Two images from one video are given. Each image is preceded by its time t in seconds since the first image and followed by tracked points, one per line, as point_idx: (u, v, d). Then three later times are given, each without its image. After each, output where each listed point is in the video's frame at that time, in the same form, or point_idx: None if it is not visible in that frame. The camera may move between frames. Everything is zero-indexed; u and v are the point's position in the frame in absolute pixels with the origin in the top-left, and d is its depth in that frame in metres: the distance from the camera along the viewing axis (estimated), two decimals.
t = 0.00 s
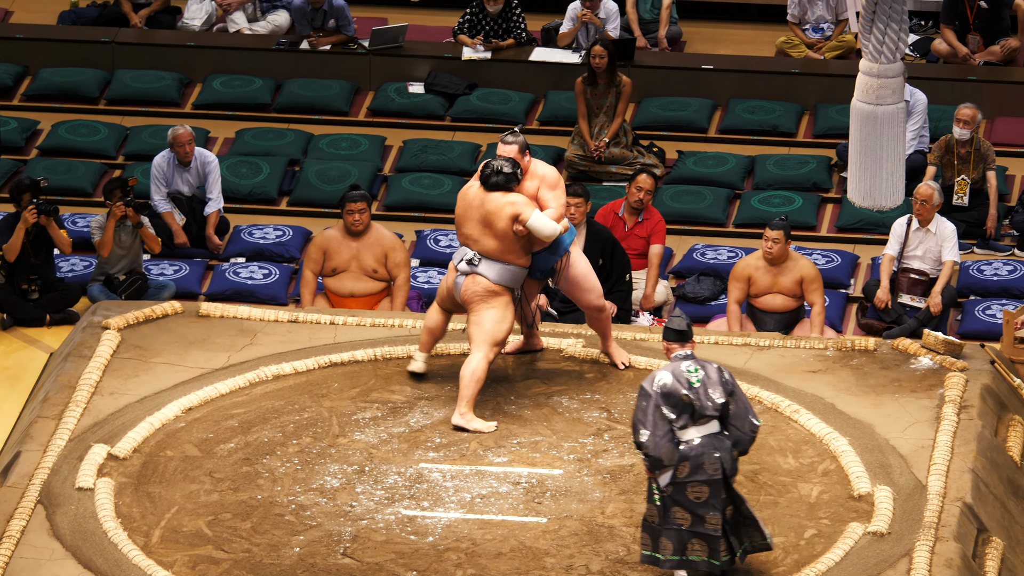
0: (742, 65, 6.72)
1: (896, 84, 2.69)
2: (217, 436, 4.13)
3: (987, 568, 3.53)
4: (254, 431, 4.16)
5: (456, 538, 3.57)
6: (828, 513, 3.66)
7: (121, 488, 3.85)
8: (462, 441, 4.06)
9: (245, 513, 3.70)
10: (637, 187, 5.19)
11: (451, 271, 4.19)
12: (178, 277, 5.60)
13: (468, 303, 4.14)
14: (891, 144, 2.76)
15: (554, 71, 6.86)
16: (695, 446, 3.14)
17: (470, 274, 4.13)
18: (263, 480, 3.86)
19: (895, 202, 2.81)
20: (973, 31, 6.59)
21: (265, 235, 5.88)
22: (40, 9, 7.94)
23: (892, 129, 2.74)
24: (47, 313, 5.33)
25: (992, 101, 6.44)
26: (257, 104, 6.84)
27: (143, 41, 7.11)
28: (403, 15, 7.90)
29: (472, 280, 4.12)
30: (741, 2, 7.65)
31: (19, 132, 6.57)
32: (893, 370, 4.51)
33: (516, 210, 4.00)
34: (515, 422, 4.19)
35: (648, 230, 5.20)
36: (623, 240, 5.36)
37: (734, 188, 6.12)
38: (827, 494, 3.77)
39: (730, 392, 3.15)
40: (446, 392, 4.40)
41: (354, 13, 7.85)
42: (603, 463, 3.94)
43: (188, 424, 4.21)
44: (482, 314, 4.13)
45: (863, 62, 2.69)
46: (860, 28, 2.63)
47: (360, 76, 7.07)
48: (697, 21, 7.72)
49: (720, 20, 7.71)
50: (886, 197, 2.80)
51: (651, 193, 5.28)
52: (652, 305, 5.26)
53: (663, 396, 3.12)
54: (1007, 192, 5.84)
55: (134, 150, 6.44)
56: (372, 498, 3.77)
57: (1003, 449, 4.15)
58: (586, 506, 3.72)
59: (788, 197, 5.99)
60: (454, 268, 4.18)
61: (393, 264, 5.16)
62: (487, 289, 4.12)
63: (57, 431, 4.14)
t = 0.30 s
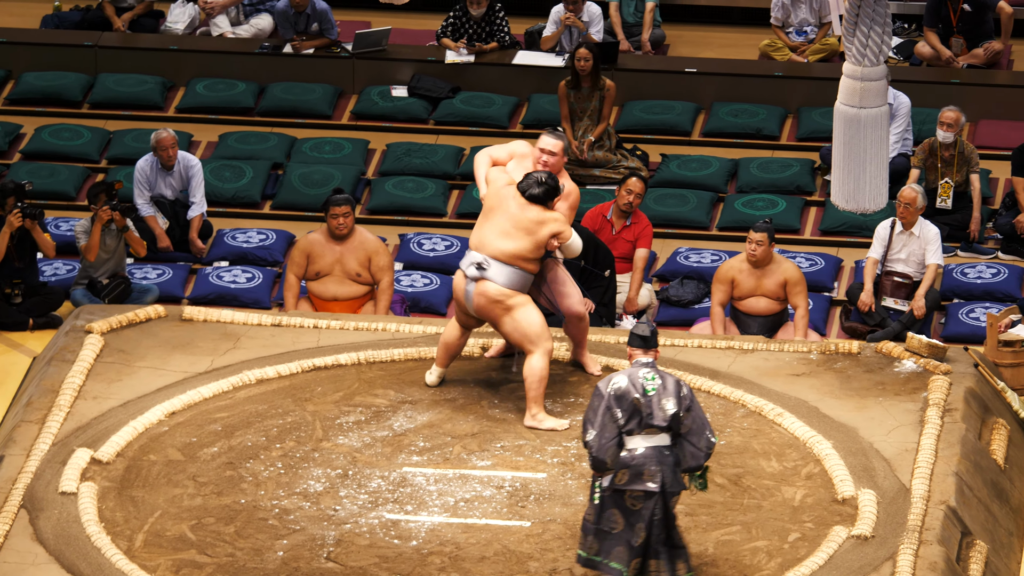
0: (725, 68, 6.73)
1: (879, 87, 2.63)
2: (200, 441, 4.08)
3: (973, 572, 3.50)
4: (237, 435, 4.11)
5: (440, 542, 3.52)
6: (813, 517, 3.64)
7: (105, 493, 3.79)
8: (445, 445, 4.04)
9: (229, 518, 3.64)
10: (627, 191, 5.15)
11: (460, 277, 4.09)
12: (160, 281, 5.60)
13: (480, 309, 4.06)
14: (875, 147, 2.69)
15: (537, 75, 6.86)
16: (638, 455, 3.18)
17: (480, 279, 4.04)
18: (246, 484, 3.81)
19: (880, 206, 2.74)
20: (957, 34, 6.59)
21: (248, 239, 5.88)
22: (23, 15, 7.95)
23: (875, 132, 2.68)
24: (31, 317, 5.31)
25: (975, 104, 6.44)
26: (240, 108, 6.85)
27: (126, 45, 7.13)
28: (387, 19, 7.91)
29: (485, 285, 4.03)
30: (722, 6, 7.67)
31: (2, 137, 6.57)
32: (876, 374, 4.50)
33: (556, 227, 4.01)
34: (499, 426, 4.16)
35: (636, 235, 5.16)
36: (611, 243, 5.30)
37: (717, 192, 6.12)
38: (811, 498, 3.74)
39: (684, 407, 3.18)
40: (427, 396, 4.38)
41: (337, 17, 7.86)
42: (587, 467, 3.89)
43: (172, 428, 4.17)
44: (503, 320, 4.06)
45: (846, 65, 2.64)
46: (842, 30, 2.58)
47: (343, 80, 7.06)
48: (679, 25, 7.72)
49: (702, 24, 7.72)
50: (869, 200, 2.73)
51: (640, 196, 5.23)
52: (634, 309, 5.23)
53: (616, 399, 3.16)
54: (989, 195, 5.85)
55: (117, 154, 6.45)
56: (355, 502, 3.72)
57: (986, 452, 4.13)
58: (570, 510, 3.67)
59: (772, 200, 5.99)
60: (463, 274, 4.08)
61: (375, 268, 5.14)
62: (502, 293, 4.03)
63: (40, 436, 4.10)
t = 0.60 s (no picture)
0: (713, 70, 6.75)
1: (866, 88, 2.64)
2: (188, 442, 4.07)
3: (960, 574, 3.52)
4: (225, 437, 4.11)
5: (428, 544, 3.52)
6: (800, 519, 3.65)
7: (92, 494, 3.78)
8: (433, 447, 4.04)
9: (216, 519, 3.63)
10: (621, 195, 5.16)
11: (476, 281, 4.14)
12: (148, 283, 5.59)
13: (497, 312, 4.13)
14: (862, 149, 2.70)
15: (525, 77, 6.87)
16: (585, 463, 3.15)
17: (500, 284, 4.10)
18: (234, 486, 3.81)
19: (866, 208, 2.75)
20: (943, 36, 6.61)
21: (235, 241, 5.87)
22: (9, 16, 7.93)
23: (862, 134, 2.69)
24: (18, 318, 5.29)
25: (962, 107, 6.47)
26: (227, 109, 6.84)
27: (113, 47, 7.12)
28: (374, 21, 7.92)
29: (505, 290, 4.10)
30: (709, 8, 7.69)
31: None
32: (863, 376, 4.51)
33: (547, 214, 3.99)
34: (486, 428, 4.16)
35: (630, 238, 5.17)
36: (602, 245, 5.30)
37: (704, 194, 6.14)
38: (799, 500, 3.75)
39: (638, 421, 3.15)
40: (415, 397, 4.38)
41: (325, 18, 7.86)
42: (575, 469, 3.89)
43: (159, 429, 4.16)
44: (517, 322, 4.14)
45: (833, 67, 2.65)
46: (829, 32, 2.59)
47: (330, 81, 7.06)
48: (667, 27, 7.74)
49: (690, 27, 7.74)
50: (857, 201, 2.74)
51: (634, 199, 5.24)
52: (621, 310, 5.24)
53: (569, 406, 3.15)
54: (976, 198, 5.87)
55: (104, 155, 6.43)
56: (343, 503, 3.72)
57: (973, 454, 4.15)
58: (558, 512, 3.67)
59: (759, 202, 6.00)
60: (479, 279, 4.13)
61: (363, 269, 5.14)
62: (519, 297, 4.12)
63: (27, 437, 4.09)
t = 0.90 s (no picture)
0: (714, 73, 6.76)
1: (867, 92, 2.64)
2: (190, 445, 4.08)
3: None
4: (227, 440, 4.11)
5: (430, 546, 3.53)
6: (802, 522, 3.65)
7: (94, 497, 3.79)
8: (435, 449, 4.05)
9: (218, 522, 3.64)
10: (626, 199, 5.16)
11: (470, 277, 4.10)
12: (150, 286, 5.59)
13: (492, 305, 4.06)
14: (863, 152, 2.71)
15: (526, 80, 6.88)
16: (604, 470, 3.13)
17: (492, 275, 4.06)
18: (235, 489, 3.81)
19: (867, 211, 2.76)
20: (944, 39, 6.62)
21: (237, 244, 5.87)
22: (11, 19, 7.94)
23: (863, 136, 2.69)
24: (20, 321, 5.31)
25: (963, 110, 6.48)
26: (229, 112, 6.85)
27: (115, 50, 7.13)
28: (376, 24, 7.93)
29: (496, 280, 4.06)
30: (710, 11, 7.70)
31: None
32: (865, 379, 4.52)
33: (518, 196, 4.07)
34: (488, 430, 4.17)
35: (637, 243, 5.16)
36: (604, 248, 5.31)
37: (705, 197, 6.15)
38: (800, 503, 3.76)
39: (657, 430, 3.11)
40: (417, 399, 4.39)
41: (326, 22, 7.87)
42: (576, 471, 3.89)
43: (161, 432, 4.17)
44: (512, 315, 4.08)
45: (834, 70, 2.64)
46: (829, 35, 2.58)
47: (332, 84, 7.07)
48: (668, 30, 7.75)
49: (690, 29, 7.75)
50: (855, 199, 2.75)
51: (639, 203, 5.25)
52: (623, 313, 5.26)
53: (586, 414, 3.11)
54: (977, 200, 5.87)
55: (106, 158, 6.44)
56: (344, 506, 3.72)
57: (975, 457, 4.15)
58: (560, 514, 3.68)
59: (760, 205, 6.01)
60: (472, 273, 4.10)
61: (364, 272, 5.14)
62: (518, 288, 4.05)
63: (29, 440, 4.10)
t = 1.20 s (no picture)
0: (715, 75, 6.76)
1: (869, 94, 2.62)
2: (191, 447, 4.08)
3: None
4: (227, 442, 4.11)
5: (431, 549, 3.52)
6: (804, 524, 3.65)
7: (96, 499, 3.78)
8: (436, 452, 4.04)
9: (219, 524, 3.63)
10: (630, 201, 5.15)
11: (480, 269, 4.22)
12: (151, 288, 5.59)
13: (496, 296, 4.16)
14: (865, 154, 2.70)
15: (527, 82, 6.88)
16: (658, 460, 3.11)
17: (494, 268, 4.15)
18: (236, 491, 3.81)
19: (869, 214, 2.75)
20: (946, 41, 6.61)
21: (239, 246, 5.87)
22: (12, 22, 7.94)
23: (865, 139, 2.68)
24: (20, 324, 5.31)
25: (964, 112, 6.48)
26: (230, 115, 6.85)
27: (117, 53, 7.13)
28: (377, 26, 7.93)
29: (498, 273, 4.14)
30: (711, 14, 7.70)
31: None
32: (866, 381, 4.51)
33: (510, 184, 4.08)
34: (489, 432, 4.16)
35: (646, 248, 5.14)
36: (607, 250, 5.31)
37: (707, 199, 6.14)
38: (802, 506, 3.75)
39: (717, 425, 3.11)
40: (418, 402, 4.39)
41: (327, 24, 7.88)
42: (577, 474, 3.89)
43: (162, 435, 4.16)
44: (514, 308, 4.15)
45: (836, 72, 2.63)
46: (831, 38, 2.57)
47: (333, 87, 7.08)
48: (669, 32, 7.75)
49: (691, 31, 7.75)
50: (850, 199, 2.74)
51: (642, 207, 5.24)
52: (624, 316, 5.22)
53: (647, 403, 3.12)
54: (978, 203, 5.86)
55: (107, 161, 6.44)
56: (345, 508, 3.72)
57: (977, 460, 4.15)
58: (561, 517, 3.67)
59: (762, 207, 6.01)
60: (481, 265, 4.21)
61: (366, 275, 5.14)
62: (516, 282, 4.11)
63: (31, 442, 4.09)
